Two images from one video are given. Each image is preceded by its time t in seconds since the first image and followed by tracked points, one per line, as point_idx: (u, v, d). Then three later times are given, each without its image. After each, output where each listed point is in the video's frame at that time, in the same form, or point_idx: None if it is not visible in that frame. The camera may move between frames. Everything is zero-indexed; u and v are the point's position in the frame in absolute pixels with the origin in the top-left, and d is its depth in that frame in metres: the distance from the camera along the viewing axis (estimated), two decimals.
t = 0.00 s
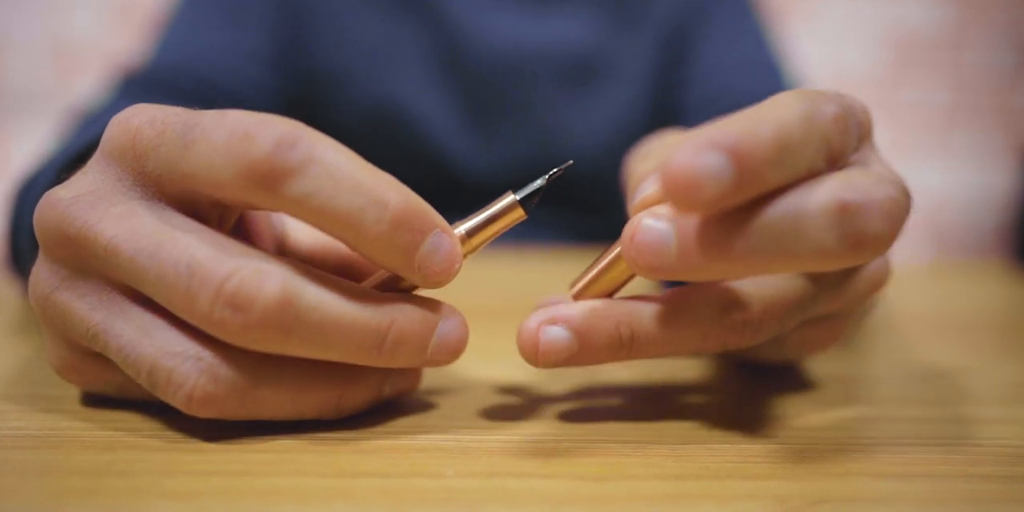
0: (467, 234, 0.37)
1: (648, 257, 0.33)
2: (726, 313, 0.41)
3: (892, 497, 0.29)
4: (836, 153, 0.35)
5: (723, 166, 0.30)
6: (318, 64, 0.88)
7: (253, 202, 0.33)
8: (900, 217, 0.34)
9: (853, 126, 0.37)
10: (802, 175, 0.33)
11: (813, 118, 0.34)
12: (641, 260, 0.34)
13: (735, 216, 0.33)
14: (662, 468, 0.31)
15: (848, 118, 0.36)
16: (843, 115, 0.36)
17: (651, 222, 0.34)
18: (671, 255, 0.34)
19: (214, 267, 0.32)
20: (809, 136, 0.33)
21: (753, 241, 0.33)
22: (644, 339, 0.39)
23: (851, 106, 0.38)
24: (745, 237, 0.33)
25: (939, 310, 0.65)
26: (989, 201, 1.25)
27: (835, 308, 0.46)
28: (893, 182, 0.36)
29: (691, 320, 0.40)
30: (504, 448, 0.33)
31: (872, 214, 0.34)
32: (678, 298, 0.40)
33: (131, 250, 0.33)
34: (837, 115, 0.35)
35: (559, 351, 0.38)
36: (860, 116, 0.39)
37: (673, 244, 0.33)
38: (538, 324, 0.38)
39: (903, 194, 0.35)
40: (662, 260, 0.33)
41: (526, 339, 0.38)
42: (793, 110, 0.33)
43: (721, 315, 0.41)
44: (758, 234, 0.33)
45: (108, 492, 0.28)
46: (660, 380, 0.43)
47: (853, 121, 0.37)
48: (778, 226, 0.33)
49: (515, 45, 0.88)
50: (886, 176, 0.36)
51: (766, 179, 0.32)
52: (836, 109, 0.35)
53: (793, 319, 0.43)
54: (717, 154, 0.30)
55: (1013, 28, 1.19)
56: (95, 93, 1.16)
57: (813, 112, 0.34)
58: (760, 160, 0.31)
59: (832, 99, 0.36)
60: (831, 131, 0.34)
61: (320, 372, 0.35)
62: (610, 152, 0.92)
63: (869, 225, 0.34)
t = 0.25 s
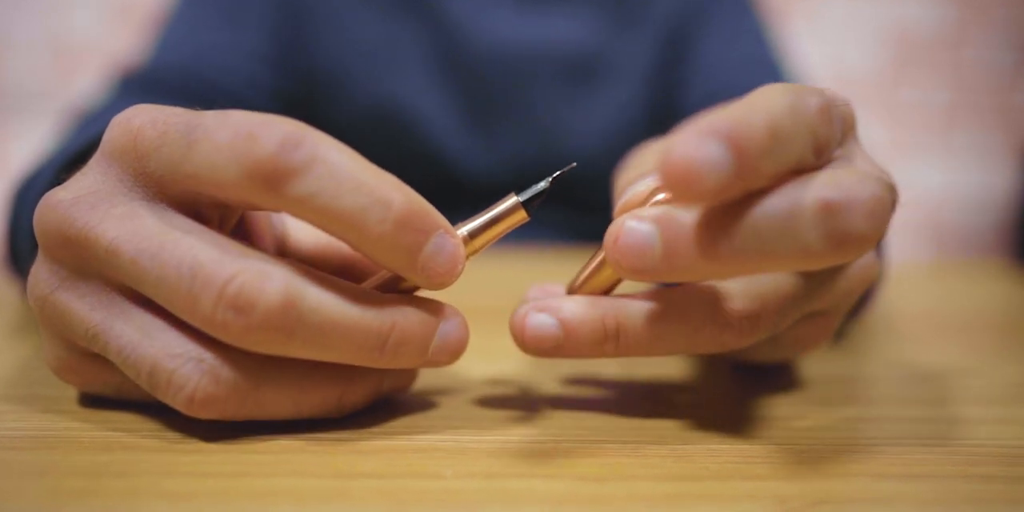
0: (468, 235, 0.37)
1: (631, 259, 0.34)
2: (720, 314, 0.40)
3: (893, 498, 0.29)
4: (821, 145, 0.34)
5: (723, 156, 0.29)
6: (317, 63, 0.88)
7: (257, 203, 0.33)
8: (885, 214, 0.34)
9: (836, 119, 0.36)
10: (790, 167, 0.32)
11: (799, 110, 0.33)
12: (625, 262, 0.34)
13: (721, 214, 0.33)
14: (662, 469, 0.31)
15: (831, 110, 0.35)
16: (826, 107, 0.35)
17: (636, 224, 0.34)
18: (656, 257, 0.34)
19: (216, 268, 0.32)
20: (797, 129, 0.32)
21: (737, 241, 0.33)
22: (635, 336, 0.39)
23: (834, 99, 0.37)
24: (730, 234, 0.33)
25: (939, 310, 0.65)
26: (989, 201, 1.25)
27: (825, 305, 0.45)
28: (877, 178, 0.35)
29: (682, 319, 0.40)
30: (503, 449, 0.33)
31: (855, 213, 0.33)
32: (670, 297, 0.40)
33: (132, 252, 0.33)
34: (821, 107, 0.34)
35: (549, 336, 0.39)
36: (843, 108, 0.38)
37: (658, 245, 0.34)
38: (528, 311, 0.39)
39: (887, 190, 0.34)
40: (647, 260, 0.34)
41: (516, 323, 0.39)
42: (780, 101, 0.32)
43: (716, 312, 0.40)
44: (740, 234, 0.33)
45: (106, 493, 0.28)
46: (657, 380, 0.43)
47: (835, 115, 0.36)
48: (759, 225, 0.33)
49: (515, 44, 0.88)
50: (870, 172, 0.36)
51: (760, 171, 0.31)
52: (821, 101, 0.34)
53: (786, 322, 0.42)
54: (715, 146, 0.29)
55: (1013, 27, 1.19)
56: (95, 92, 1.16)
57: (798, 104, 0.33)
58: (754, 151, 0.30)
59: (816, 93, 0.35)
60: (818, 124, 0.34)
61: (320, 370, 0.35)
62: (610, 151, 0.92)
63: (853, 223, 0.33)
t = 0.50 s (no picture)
0: (470, 236, 0.37)
1: (629, 287, 0.33)
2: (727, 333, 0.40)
3: (894, 498, 0.29)
4: (809, 157, 0.33)
5: (718, 179, 0.29)
6: (317, 63, 0.88)
7: (258, 203, 0.33)
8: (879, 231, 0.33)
9: (822, 127, 0.35)
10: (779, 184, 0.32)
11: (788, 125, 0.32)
12: (622, 290, 0.33)
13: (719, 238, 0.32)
14: (663, 469, 0.31)
15: (817, 121, 0.34)
16: (810, 119, 0.34)
17: (632, 251, 0.33)
18: (654, 283, 0.33)
19: (216, 267, 0.32)
20: (788, 145, 0.32)
21: (739, 268, 0.32)
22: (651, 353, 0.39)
23: (818, 108, 0.36)
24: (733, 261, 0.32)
25: (938, 309, 0.65)
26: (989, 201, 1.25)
27: (833, 310, 0.44)
28: (868, 191, 0.34)
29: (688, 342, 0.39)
30: (503, 449, 0.33)
31: (851, 234, 0.32)
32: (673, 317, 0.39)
33: (132, 251, 0.33)
34: (807, 119, 0.33)
35: (564, 351, 0.38)
36: (828, 115, 0.38)
37: (657, 272, 0.32)
38: (544, 323, 0.39)
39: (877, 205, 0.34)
40: (647, 289, 0.33)
41: (533, 335, 0.39)
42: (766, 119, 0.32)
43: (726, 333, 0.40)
44: (739, 261, 0.32)
45: (105, 493, 0.28)
46: (660, 382, 0.43)
47: (821, 122, 0.35)
48: (762, 251, 0.32)
49: (516, 44, 0.88)
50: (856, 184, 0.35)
51: (755, 190, 0.31)
52: (807, 115, 0.34)
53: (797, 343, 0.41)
54: (715, 172, 0.29)
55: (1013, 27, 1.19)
56: (95, 92, 1.16)
57: (786, 118, 0.32)
58: (749, 170, 0.30)
59: (801, 104, 0.34)
60: (807, 140, 0.33)
61: (320, 369, 0.35)
62: (610, 151, 0.92)
63: (850, 245, 0.32)
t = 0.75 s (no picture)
0: (468, 237, 0.37)
1: (598, 307, 0.33)
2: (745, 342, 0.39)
3: (895, 499, 0.29)
4: (806, 175, 0.34)
5: (714, 201, 0.29)
6: (316, 63, 0.88)
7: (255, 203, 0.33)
8: (852, 254, 0.34)
9: (818, 143, 0.36)
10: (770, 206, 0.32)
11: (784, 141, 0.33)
12: (590, 310, 0.33)
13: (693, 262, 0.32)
14: (663, 470, 0.31)
15: (812, 138, 0.35)
16: (808, 134, 0.34)
17: (606, 270, 0.32)
18: (626, 303, 0.32)
19: (213, 266, 0.32)
20: (781, 163, 0.32)
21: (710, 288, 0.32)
22: (654, 365, 0.38)
23: (817, 124, 0.37)
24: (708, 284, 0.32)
25: (938, 309, 0.65)
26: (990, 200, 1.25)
27: (835, 317, 0.44)
28: (849, 213, 0.35)
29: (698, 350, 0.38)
30: (503, 449, 0.33)
31: (822, 257, 0.32)
32: (644, 333, 0.39)
33: (128, 251, 0.33)
34: (802, 136, 0.34)
35: (572, 361, 0.38)
36: (828, 129, 0.38)
37: (628, 294, 0.32)
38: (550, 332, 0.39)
39: (856, 228, 0.34)
40: (617, 308, 0.33)
41: (537, 344, 0.39)
42: (760, 136, 0.32)
43: (744, 342, 0.39)
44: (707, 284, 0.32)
45: (103, 494, 0.28)
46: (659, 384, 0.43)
47: (818, 138, 0.36)
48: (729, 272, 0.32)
49: (515, 43, 0.88)
50: (843, 204, 0.36)
51: (752, 208, 0.31)
52: (803, 129, 0.34)
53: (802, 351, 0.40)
54: (711, 194, 0.29)
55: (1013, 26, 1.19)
56: (94, 92, 1.16)
57: (782, 134, 0.33)
58: (746, 191, 0.30)
59: (797, 121, 0.35)
60: (802, 155, 0.33)
61: (317, 368, 0.35)
62: (610, 150, 0.92)
63: (821, 267, 0.33)
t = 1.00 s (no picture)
0: (467, 239, 0.37)
1: (582, 319, 0.33)
2: (754, 342, 0.38)
3: (895, 499, 0.29)
4: (801, 186, 0.35)
5: (704, 219, 0.29)
6: (315, 63, 0.88)
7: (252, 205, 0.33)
8: (832, 264, 0.36)
9: (817, 152, 0.37)
10: (769, 214, 0.33)
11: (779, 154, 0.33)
12: (575, 322, 0.34)
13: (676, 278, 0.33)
14: (663, 470, 0.31)
15: (811, 148, 0.36)
16: (806, 145, 0.35)
17: (589, 284, 0.33)
18: (609, 316, 0.33)
19: (210, 266, 0.32)
20: (780, 176, 0.32)
21: (694, 302, 0.33)
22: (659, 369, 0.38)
23: (818, 131, 0.38)
24: (692, 298, 0.33)
25: (939, 309, 0.65)
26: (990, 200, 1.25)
27: (840, 320, 0.44)
28: (832, 224, 0.37)
29: (700, 351, 0.38)
30: (502, 449, 0.33)
31: (803, 268, 0.34)
32: (632, 343, 0.38)
33: (125, 251, 0.33)
34: (800, 147, 0.35)
35: (574, 369, 0.38)
36: (829, 139, 0.39)
37: (611, 307, 0.33)
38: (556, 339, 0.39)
39: (838, 239, 0.36)
40: (599, 322, 0.33)
41: (543, 351, 0.39)
42: (758, 148, 0.32)
43: (751, 343, 0.38)
44: (691, 297, 0.33)
45: (101, 494, 0.28)
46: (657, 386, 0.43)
47: (817, 147, 0.37)
48: (712, 287, 0.33)
49: (515, 43, 0.88)
50: (830, 215, 0.37)
51: (742, 223, 0.31)
52: (801, 139, 0.35)
53: (805, 354, 0.40)
54: (697, 210, 0.29)
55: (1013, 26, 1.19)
56: (93, 91, 1.16)
57: (777, 148, 0.33)
58: (738, 206, 0.30)
59: (795, 130, 0.36)
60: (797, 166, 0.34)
61: (314, 369, 0.35)
62: (610, 150, 0.92)
63: (803, 278, 0.34)
